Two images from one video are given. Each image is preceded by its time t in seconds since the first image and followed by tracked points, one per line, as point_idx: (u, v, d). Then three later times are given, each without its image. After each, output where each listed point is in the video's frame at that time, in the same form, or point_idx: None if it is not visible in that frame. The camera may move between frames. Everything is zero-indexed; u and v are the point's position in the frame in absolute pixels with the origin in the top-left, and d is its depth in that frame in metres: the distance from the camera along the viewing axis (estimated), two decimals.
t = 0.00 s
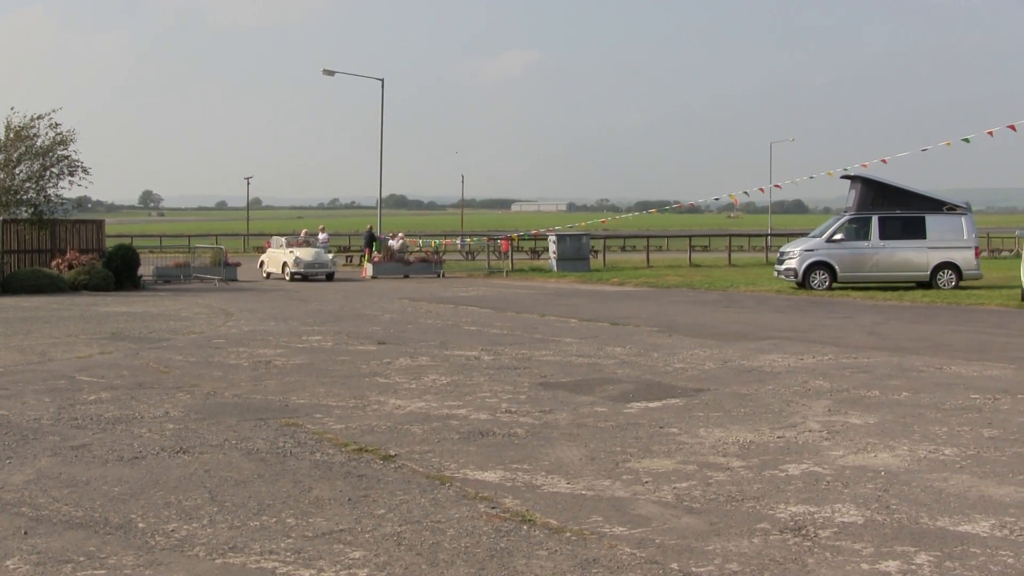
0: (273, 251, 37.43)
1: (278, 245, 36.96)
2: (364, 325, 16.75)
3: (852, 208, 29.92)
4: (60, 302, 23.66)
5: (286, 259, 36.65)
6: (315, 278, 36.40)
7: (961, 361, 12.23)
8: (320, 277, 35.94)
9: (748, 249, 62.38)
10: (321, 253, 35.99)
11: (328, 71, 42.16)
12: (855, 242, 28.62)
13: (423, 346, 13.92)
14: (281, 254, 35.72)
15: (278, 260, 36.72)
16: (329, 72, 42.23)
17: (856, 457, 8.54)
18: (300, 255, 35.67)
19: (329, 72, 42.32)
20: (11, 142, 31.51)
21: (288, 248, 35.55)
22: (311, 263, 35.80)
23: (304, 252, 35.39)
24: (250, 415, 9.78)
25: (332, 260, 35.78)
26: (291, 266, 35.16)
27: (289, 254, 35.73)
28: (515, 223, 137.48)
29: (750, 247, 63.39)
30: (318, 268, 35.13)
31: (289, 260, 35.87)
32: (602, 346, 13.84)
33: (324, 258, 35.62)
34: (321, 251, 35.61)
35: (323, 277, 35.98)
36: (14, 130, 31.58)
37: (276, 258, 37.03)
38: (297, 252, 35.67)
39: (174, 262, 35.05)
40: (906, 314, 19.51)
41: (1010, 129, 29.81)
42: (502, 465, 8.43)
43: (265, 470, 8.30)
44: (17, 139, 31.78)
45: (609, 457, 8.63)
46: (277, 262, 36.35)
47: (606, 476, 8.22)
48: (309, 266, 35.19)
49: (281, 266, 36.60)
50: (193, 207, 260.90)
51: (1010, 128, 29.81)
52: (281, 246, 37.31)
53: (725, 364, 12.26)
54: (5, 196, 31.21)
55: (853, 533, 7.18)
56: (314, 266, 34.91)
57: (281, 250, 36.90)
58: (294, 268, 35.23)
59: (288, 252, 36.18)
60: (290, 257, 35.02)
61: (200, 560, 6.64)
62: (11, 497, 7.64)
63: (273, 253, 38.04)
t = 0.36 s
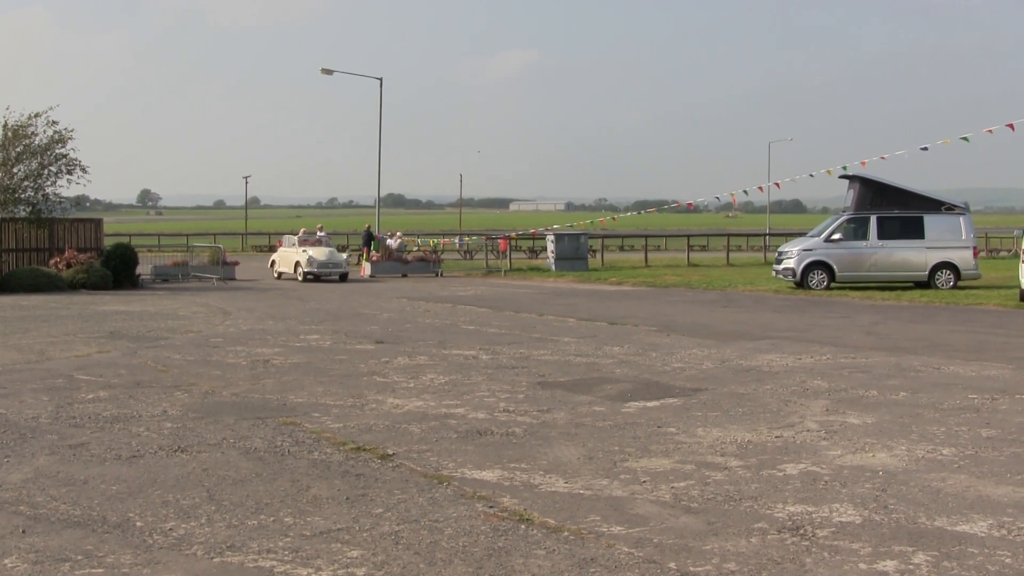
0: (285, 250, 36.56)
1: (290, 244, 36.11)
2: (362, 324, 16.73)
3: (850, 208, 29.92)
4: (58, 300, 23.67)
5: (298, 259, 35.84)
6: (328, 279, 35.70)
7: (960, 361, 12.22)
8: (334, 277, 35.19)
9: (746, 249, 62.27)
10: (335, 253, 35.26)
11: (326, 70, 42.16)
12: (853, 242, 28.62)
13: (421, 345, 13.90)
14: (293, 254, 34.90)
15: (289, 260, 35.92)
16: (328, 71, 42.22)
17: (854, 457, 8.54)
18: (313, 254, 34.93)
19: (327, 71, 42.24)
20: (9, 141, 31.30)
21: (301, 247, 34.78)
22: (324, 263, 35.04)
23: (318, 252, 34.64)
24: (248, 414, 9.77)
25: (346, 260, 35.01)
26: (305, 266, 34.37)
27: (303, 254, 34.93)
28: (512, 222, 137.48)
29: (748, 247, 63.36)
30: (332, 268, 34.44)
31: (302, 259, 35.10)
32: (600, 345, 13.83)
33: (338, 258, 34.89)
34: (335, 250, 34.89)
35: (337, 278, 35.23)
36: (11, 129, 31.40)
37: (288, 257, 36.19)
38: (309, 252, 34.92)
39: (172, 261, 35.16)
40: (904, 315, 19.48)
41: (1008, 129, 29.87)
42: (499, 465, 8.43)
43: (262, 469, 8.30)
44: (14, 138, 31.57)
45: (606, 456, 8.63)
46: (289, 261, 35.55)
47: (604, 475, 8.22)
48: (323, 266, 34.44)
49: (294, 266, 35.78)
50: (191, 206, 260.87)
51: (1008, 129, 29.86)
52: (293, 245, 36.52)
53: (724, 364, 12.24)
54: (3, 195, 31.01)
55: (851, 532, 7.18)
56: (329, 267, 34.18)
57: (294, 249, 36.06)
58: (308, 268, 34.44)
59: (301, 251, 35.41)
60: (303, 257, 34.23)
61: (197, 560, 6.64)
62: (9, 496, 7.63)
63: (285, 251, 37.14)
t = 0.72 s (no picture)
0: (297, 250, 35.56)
1: (302, 244, 35.12)
2: (359, 323, 16.74)
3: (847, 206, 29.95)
4: (55, 300, 23.69)
5: (310, 259, 34.90)
6: (340, 280, 34.85)
7: (957, 359, 12.23)
8: (347, 278, 34.26)
9: (743, 247, 62.23)
10: (348, 253, 34.34)
11: (324, 69, 42.11)
12: (850, 241, 28.63)
13: (418, 344, 13.90)
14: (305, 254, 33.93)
15: (301, 260, 34.95)
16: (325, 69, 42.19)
17: (851, 455, 8.55)
18: (326, 254, 34.03)
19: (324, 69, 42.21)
20: (6, 140, 30.88)
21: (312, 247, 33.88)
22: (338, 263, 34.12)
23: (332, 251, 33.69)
24: (245, 413, 9.77)
25: (360, 261, 34.06)
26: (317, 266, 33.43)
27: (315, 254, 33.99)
28: (509, 221, 137.62)
29: (745, 246, 63.35)
30: (345, 268, 33.52)
31: (314, 260, 34.18)
32: (598, 344, 13.84)
33: (352, 258, 33.99)
34: (349, 251, 33.99)
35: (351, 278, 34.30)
36: (7, 128, 31.03)
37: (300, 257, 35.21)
38: (322, 252, 34.01)
39: (169, 258, 35.13)
40: (901, 313, 19.50)
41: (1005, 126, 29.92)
42: (497, 463, 8.43)
43: (259, 468, 8.30)
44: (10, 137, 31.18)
45: (603, 455, 8.63)
46: (301, 262, 34.57)
47: (602, 474, 8.23)
48: (336, 266, 33.52)
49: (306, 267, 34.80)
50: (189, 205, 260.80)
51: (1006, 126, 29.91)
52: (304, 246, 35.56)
53: (721, 362, 12.23)
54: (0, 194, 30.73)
55: (848, 530, 7.19)
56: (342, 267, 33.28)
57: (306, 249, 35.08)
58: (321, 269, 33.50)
59: (313, 251, 34.46)
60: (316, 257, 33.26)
61: (194, 559, 6.64)
62: (6, 495, 7.63)
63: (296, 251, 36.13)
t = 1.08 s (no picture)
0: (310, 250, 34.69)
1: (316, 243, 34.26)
2: (355, 322, 16.74)
3: (844, 206, 29.95)
4: (52, 299, 23.66)
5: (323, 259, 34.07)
6: (353, 281, 34.08)
7: (953, 359, 12.23)
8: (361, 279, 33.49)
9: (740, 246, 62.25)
10: (363, 253, 33.59)
11: (320, 68, 42.11)
12: (846, 240, 28.62)
13: (414, 343, 13.90)
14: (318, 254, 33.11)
15: (314, 260, 34.09)
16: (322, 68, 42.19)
17: (847, 455, 8.55)
18: (340, 254, 33.16)
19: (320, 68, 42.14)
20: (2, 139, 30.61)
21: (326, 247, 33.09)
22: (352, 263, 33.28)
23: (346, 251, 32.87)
24: (241, 412, 9.77)
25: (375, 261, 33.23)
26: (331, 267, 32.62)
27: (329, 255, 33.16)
28: (505, 220, 137.56)
29: (742, 246, 63.35)
30: (360, 269, 32.76)
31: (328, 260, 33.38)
32: (594, 343, 13.84)
33: (366, 258, 33.24)
34: (363, 250, 33.23)
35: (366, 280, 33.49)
36: (3, 127, 30.76)
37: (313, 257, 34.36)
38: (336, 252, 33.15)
39: (165, 258, 35.09)
40: (897, 312, 19.51)
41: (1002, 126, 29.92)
42: (493, 463, 8.43)
43: (255, 467, 8.30)
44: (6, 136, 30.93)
45: (599, 454, 8.63)
46: (314, 262, 33.69)
47: (598, 473, 8.23)
48: (351, 267, 32.72)
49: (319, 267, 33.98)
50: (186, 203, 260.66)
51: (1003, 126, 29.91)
52: (315, 245, 34.69)
53: (717, 362, 12.23)
54: None
55: (844, 530, 7.20)
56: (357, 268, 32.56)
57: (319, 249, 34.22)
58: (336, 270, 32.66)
59: (326, 251, 33.60)
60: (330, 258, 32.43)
61: (190, 558, 6.64)
62: (1, 495, 7.63)
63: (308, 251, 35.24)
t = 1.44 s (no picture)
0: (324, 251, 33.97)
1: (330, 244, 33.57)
2: (353, 322, 16.74)
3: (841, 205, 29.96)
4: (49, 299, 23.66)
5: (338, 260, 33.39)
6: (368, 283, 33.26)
7: (951, 358, 12.24)
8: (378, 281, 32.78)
9: (737, 245, 62.24)
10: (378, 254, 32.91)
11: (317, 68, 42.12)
12: (844, 239, 28.62)
13: (412, 343, 13.90)
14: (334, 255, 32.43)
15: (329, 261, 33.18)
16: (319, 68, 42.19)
17: (845, 454, 8.55)
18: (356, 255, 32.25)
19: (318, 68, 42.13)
20: None
21: (341, 246, 32.43)
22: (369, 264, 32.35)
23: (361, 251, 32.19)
24: (239, 412, 9.77)
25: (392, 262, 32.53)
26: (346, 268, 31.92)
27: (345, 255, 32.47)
28: (505, 220, 137.64)
29: (739, 245, 63.36)
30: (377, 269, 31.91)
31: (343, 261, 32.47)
32: (591, 343, 13.84)
33: (382, 258, 32.59)
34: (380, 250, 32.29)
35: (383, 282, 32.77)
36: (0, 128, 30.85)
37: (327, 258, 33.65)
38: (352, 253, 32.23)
39: (163, 258, 35.06)
40: (895, 311, 19.51)
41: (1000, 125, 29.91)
42: (491, 462, 8.43)
43: (253, 467, 8.30)
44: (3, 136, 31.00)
45: (597, 453, 8.63)
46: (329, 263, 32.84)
47: (595, 472, 8.23)
48: (367, 268, 32.02)
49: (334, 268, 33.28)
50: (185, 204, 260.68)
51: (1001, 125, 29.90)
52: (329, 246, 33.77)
53: (715, 361, 12.22)
54: None
55: (842, 529, 7.21)
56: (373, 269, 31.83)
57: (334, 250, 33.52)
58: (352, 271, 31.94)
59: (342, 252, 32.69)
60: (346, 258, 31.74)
61: (188, 558, 6.64)
62: None
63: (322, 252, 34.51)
